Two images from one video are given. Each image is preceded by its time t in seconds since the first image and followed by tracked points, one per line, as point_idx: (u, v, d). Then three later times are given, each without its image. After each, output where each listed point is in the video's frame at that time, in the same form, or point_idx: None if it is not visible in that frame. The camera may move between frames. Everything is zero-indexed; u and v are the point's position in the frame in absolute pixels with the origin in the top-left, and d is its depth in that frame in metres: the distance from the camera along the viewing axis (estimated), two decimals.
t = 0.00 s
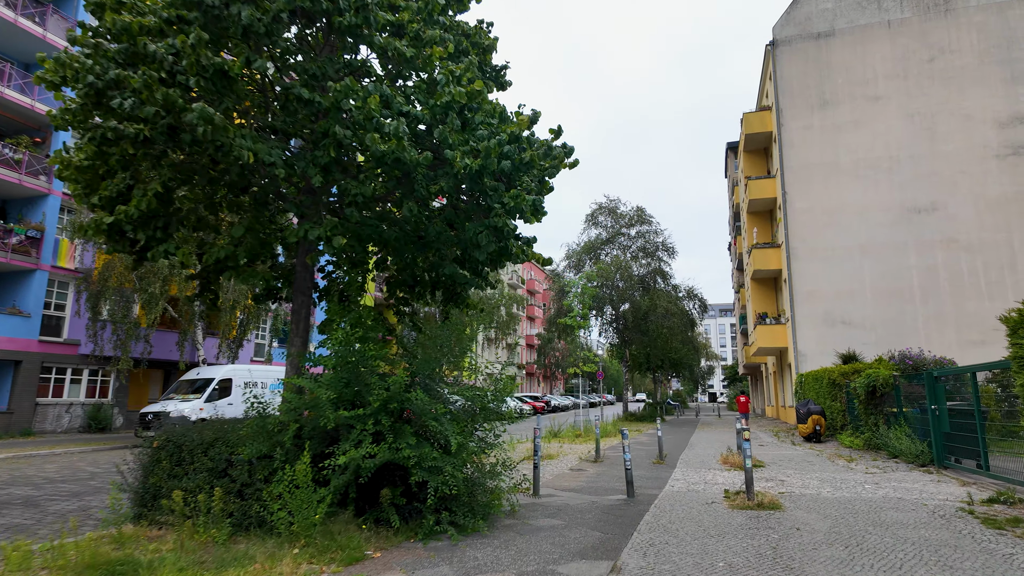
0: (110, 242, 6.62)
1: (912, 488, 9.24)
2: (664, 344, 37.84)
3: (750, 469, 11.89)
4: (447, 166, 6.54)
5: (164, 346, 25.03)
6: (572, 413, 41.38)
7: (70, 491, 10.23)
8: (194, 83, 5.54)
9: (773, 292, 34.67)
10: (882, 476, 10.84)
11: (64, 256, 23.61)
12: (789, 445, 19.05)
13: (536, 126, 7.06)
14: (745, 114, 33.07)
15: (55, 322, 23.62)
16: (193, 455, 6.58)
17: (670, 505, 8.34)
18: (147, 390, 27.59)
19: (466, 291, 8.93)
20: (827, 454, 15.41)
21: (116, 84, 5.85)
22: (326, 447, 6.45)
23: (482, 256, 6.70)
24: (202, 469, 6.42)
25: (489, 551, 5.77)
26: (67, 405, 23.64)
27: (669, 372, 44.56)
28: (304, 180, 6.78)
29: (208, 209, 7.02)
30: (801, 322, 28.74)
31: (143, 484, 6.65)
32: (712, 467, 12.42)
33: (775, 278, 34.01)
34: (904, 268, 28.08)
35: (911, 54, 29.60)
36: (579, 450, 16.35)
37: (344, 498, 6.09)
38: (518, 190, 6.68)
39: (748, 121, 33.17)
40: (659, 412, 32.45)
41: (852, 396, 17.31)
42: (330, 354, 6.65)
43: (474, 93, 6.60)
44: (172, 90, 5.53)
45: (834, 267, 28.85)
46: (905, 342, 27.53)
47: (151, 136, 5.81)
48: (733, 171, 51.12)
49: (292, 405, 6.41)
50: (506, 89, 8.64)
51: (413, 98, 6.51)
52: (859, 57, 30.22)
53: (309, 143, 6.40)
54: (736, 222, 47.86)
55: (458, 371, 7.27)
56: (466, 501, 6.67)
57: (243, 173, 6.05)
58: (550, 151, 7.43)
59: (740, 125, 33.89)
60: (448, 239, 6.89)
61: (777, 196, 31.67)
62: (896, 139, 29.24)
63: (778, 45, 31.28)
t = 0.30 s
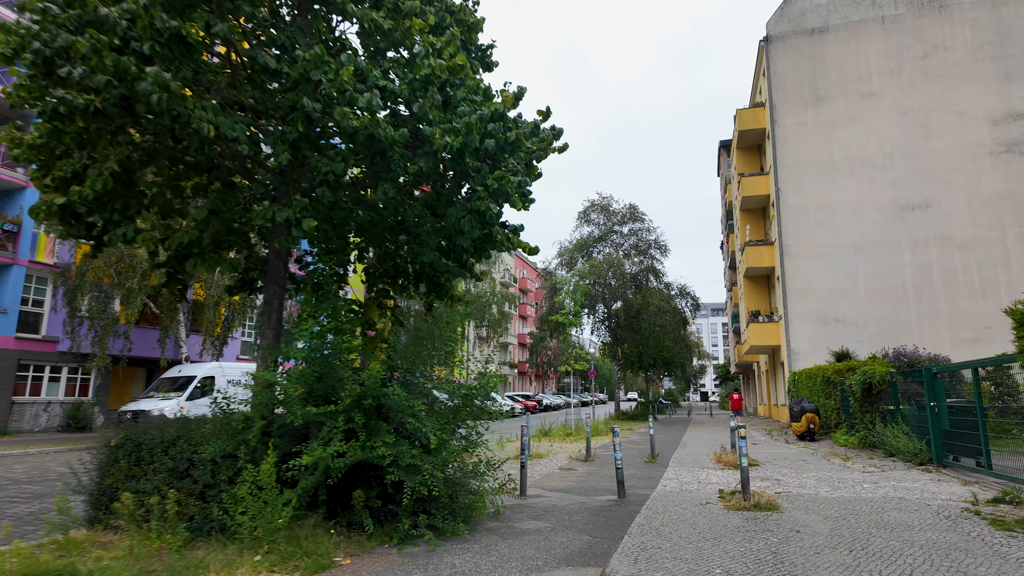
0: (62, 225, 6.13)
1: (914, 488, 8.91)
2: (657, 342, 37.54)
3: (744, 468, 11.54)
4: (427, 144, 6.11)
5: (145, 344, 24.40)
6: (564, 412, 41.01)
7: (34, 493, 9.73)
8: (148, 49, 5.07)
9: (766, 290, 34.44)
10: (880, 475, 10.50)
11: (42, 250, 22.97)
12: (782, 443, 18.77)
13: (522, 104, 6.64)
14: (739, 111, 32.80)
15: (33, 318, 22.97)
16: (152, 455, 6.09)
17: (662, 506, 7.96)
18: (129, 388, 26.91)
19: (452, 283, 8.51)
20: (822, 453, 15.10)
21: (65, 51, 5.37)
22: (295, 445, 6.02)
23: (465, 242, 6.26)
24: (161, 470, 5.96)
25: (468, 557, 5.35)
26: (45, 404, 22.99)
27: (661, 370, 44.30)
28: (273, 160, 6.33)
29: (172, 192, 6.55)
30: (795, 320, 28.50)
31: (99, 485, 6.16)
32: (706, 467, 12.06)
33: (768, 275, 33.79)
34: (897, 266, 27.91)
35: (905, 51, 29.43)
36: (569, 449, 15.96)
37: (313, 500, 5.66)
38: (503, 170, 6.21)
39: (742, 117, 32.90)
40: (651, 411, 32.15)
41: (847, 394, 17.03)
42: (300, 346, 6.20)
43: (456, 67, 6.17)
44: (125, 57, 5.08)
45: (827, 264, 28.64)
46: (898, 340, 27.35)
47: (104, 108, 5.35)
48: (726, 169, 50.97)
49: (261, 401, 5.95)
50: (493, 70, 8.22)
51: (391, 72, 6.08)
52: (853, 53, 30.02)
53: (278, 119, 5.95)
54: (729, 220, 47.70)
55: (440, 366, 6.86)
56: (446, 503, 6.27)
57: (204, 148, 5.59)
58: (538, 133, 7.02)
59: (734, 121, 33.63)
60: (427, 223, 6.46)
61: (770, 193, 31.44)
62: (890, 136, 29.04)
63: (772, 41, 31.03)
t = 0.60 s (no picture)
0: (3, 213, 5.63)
1: (913, 493, 8.57)
2: (647, 341, 37.27)
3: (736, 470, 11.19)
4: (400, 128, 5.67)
5: (123, 342, 23.72)
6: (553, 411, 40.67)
7: None
8: (86, 16, 4.58)
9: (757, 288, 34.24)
10: (877, 478, 10.18)
11: (16, 246, 22.22)
12: (773, 443, 18.50)
13: (504, 87, 6.21)
14: (730, 108, 32.55)
15: (6, 316, 22.23)
16: (102, 462, 5.60)
17: (652, 513, 7.55)
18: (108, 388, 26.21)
19: (432, 279, 8.06)
20: (814, 454, 14.80)
21: None
22: (257, 453, 5.55)
23: (442, 234, 5.79)
24: (111, 479, 5.48)
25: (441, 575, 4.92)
26: (19, 404, 22.29)
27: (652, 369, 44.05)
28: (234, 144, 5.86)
29: (123, 178, 6.05)
30: (785, 319, 28.28)
31: (44, 495, 5.67)
32: (697, 469, 11.70)
33: (758, 274, 33.57)
34: (888, 265, 27.76)
35: (897, 49, 29.27)
36: (557, 451, 15.58)
37: (276, 512, 5.20)
38: (483, 157, 5.73)
39: (733, 115, 32.65)
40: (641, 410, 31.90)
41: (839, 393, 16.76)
42: (264, 345, 5.73)
43: (431, 45, 5.73)
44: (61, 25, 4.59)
45: (817, 262, 28.43)
46: (889, 339, 27.21)
47: (40, 83, 4.85)
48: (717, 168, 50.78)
49: (219, 404, 5.48)
50: (475, 54, 7.78)
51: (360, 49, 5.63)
52: (844, 51, 29.85)
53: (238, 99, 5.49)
54: (719, 219, 47.54)
55: (416, 368, 6.41)
56: (421, 514, 5.83)
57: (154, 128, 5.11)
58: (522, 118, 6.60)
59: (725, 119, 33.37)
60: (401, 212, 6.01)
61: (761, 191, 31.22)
62: (881, 134, 28.88)
63: (763, 38, 30.79)
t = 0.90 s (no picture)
0: None
1: (924, 494, 8.20)
2: (643, 340, 36.97)
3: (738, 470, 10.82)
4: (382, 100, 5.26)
5: (108, 339, 23.27)
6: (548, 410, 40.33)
7: None
8: None
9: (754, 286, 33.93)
10: (883, 478, 9.83)
11: None
12: (772, 442, 18.17)
13: (494, 59, 5.80)
14: (728, 104, 32.20)
15: None
16: (56, 462, 5.15)
17: (651, 515, 7.15)
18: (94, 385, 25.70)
19: (420, 269, 7.66)
20: (816, 453, 14.45)
21: None
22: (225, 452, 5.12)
23: (427, 216, 5.38)
24: (66, 479, 5.03)
25: None
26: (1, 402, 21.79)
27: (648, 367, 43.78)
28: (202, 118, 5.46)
29: (83, 155, 5.62)
30: (783, 317, 27.95)
31: None
32: (696, 469, 11.35)
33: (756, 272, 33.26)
34: (887, 261, 27.46)
35: (896, 44, 28.97)
36: (552, 449, 15.21)
37: (245, 514, 4.79)
38: (471, 132, 5.31)
39: (730, 110, 32.29)
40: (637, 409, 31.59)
41: (841, 391, 16.40)
42: (233, 336, 5.29)
43: (415, 12, 5.33)
44: None
45: (816, 259, 28.11)
46: (888, 337, 26.90)
47: None
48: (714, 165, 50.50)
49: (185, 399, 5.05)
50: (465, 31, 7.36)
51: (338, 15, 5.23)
52: (843, 45, 29.53)
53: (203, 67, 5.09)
54: (716, 217, 47.23)
55: (400, 361, 6.01)
56: (404, 517, 5.43)
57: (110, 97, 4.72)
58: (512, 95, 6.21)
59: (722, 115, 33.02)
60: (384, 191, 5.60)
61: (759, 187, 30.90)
62: (881, 130, 28.58)
63: (761, 32, 30.44)
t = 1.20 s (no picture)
0: None
1: (935, 501, 7.82)
2: (640, 339, 36.63)
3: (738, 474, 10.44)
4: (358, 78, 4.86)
5: (92, 337, 22.74)
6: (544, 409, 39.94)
7: None
8: None
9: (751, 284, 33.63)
10: (888, 483, 9.48)
11: None
12: (771, 443, 17.84)
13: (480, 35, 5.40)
14: (725, 100, 31.85)
15: None
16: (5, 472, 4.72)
17: (650, 525, 6.74)
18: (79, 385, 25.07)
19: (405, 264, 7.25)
20: (816, 454, 14.10)
21: None
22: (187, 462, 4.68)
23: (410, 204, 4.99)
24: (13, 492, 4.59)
25: None
26: None
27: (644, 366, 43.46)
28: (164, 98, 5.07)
29: (35, 137, 5.20)
30: (781, 315, 27.60)
31: None
32: (695, 473, 10.97)
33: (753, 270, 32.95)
34: (886, 260, 27.18)
35: (895, 40, 28.65)
36: (546, 451, 14.80)
37: (206, 530, 4.36)
38: (456, 113, 4.94)
39: (728, 107, 31.96)
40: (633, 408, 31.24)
41: (841, 391, 16.07)
42: (197, 335, 4.88)
43: None
44: None
45: (814, 258, 27.79)
46: (887, 336, 26.62)
47: None
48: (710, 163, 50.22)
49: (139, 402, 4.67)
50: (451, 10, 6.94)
51: None
52: (841, 41, 29.21)
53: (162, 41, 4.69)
54: (713, 215, 46.95)
55: (382, 362, 5.64)
56: (383, 530, 5.03)
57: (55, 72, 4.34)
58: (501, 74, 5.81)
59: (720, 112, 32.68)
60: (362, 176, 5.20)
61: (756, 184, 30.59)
62: (879, 127, 28.28)
63: (759, 28, 30.10)
